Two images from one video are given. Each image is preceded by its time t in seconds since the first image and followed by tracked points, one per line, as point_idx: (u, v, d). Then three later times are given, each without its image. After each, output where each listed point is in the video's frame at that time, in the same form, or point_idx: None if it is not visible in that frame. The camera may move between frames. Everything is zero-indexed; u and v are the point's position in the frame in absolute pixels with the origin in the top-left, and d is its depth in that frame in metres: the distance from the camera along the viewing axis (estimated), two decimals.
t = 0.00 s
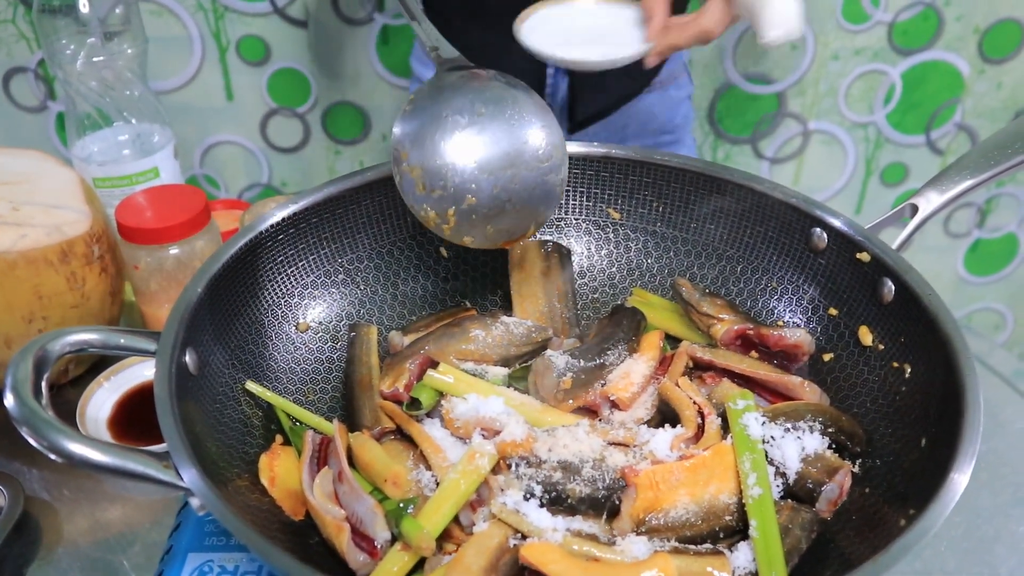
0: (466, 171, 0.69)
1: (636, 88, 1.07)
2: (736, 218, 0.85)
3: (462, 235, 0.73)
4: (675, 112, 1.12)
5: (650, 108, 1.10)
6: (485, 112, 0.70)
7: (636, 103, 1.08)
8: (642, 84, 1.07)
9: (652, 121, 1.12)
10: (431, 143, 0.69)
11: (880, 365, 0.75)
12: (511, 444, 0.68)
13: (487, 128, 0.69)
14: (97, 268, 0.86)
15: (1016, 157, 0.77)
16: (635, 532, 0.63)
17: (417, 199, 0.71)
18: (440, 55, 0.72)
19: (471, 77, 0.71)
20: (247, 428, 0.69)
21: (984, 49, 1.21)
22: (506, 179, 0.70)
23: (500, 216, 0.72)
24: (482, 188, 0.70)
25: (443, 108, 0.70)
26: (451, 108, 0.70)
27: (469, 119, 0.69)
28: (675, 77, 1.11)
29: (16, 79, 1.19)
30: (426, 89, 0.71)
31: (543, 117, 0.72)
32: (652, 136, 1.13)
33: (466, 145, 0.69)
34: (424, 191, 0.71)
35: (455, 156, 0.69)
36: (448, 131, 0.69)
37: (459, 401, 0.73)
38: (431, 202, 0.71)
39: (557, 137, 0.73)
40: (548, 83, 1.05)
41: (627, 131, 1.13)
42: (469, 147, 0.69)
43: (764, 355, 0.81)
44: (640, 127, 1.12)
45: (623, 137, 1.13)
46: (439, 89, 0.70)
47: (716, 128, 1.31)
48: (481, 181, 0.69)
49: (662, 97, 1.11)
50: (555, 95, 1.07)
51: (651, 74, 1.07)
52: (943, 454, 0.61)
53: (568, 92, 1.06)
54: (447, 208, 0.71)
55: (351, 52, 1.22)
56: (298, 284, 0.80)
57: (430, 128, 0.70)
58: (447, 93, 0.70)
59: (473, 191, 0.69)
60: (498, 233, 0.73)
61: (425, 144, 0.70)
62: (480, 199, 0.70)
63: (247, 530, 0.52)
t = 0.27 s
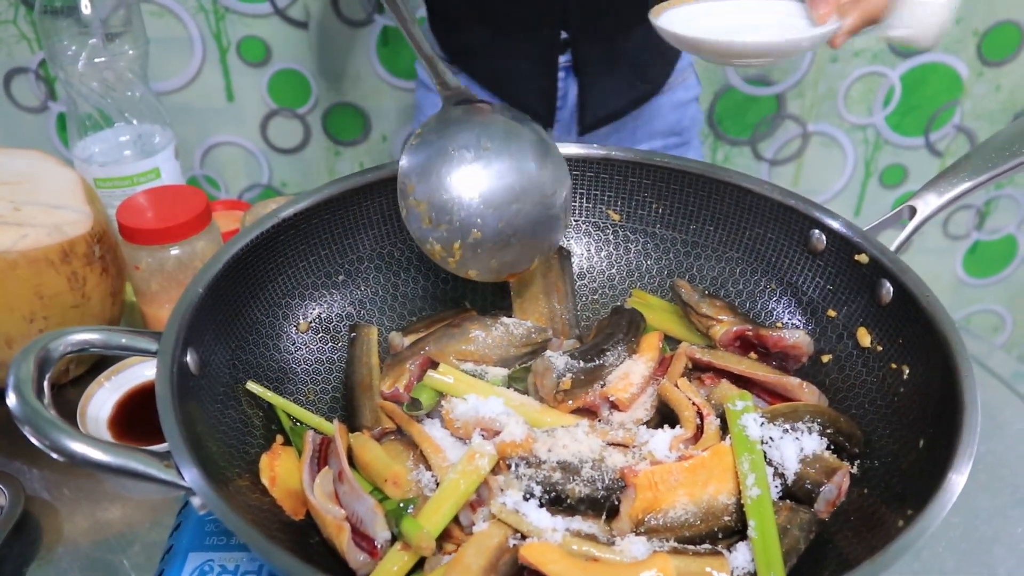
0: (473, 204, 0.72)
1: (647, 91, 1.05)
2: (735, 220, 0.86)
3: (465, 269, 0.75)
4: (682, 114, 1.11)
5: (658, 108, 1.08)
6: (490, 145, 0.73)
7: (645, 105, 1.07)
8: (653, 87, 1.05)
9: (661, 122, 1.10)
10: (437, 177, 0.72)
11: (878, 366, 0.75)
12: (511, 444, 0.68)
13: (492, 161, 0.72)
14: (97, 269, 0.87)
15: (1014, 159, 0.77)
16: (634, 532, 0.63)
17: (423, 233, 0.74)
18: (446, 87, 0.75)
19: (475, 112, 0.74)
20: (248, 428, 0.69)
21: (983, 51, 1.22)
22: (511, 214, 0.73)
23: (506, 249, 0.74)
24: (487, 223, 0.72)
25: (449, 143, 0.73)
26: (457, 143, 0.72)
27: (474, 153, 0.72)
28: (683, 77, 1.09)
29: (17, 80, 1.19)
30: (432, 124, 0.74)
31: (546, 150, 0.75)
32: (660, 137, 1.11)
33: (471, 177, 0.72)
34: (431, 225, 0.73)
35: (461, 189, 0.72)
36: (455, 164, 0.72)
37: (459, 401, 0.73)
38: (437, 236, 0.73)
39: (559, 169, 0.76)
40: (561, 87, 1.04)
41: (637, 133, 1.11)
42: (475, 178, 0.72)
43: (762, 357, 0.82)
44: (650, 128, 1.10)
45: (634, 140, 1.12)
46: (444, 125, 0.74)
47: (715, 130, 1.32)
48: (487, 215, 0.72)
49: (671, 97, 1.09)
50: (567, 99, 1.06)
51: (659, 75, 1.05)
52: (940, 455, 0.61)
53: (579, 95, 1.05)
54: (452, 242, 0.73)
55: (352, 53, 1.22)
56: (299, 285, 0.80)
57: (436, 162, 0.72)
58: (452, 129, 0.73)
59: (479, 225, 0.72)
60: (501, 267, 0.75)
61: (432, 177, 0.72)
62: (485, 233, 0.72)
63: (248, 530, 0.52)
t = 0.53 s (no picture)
0: (478, 250, 0.73)
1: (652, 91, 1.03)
2: (733, 220, 0.86)
3: (473, 311, 0.77)
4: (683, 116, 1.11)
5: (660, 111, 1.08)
6: (493, 191, 0.74)
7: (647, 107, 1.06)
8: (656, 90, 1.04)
9: (663, 125, 1.10)
10: (443, 224, 0.73)
11: (874, 365, 0.76)
12: (509, 443, 0.68)
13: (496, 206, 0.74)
14: (97, 268, 0.87)
15: (1010, 160, 0.77)
16: (630, 530, 0.63)
17: (430, 279, 0.75)
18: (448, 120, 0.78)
19: (482, 159, 0.76)
20: (247, 426, 0.70)
21: (981, 53, 1.22)
22: (515, 260, 0.74)
23: (509, 290, 0.76)
24: (491, 269, 0.74)
25: (454, 191, 0.74)
26: (462, 192, 0.74)
27: (478, 201, 0.74)
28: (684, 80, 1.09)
29: (18, 80, 1.20)
30: (440, 171, 0.76)
31: (549, 193, 0.76)
32: (662, 139, 1.11)
33: (476, 220, 0.73)
34: (437, 271, 0.75)
35: (467, 229, 0.73)
36: (459, 210, 0.73)
37: (457, 400, 0.74)
38: (443, 281, 0.75)
39: (560, 209, 0.77)
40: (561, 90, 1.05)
41: (639, 136, 1.11)
42: (478, 220, 0.73)
43: (760, 356, 0.82)
44: (652, 131, 1.10)
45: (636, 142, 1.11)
46: (451, 173, 0.75)
47: (714, 131, 1.32)
48: (491, 261, 0.74)
49: (673, 99, 1.08)
50: (569, 103, 1.07)
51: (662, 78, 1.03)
52: (936, 454, 0.62)
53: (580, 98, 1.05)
54: (458, 288, 0.75)
55: (352, 55, 1.23)
56: (297, 284, 0.80)
57: (442, 209, 0.74)
58: (459, 178, 0.75)
59: (484, 272, 0.74)
60: (507, 309, 0.77)
61: (438, 224, 0.74)
62: (490, 278, 0.74)
63: (247, 526, 0.53)
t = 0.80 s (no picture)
0: (468, 256, 0.72)
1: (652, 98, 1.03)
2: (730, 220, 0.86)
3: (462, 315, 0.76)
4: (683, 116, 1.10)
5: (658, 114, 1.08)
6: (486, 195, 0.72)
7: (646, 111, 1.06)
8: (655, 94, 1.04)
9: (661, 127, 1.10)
10: (433, 230, 0.72)
11: (870, 365, 0.76)
12: (506, 441, 0.69)
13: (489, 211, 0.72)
14: (97, 268, 0.87)
15: (1006, 161, 0.78)
16: (627, 528, 0.64)
17: (419, 282, 0.74)
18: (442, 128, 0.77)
19: (473, 162, 0.74)
20: (246, 425, 0.70)
21: (979, 55, 1.22)
22: (504, 265, 0.73)
23: (495, 296, 0.74)
24: (481, 273, 0.72)
25: (445, 195, 0.72)
26: (453, 196, 0.72)
27: (469, 205, 0.72)
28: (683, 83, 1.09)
29: (17, 81, 1.20)
30: (430, 174, 0.74)
31: (540, 198, 0.75)
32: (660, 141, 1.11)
33: (467, 226, 0.71)
34: (425, 276, 0.73)
35: (457, 235, 0.71)
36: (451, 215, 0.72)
37: (455, 399, 0.74)
38: (432, 286, 0.74)
39: (551, 214, 0.75)
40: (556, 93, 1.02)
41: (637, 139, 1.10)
42: (471, 225, 0.71)
43: (757, 355, 0.82)
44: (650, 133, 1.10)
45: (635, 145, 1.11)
46: (441, 177, 0.73)
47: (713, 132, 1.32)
48: (482, 267, 0.72)
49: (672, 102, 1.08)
50: (566, 106, 1.04)
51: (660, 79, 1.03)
52: (931, 452, 0.62)
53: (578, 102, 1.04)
54: (448, 292, 0.74)
55: (351, 56, 1.23)
56: (296, 284, 0.81)
57: (433, 214, 0.72)
58: (449, 182, 0.73)
59: (473, 278, 0.72)
60: (495, 313, 0.76)
61: (428, 230, 0.72)
62: (479, 283, 0.73)
63: (246, 523, 0.53)
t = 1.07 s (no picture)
0: (444, 247, 0.73)
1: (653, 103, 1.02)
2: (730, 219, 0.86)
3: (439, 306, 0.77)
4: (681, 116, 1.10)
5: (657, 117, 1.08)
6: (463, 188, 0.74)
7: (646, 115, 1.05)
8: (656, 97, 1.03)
9: (661, 130, 1.10)
10: (411, 221, 0.73)
11: (870, 363, 0.76)
12: (507, 439, 0.69)
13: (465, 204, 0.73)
14: (99, 267, 0.88)
15: (1005, 161, 0.78)
16: (628, 526, 0.64)
17: (395, 273, 0.75)
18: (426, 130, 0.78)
19: (454, 156, 0.76)
20: (248, 423, 0.70)
21: (979, 56, 1.23)
22: (481, 257, 0.74)
23: (471, 287, 0.75)
24: (457, 264, 0.74)
25: (424, 187, 0.74)
26: (431, 187, 0.74)
27: (447, 196, 0.74)
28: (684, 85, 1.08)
29: (19, 81, 1.20)
30: (411, 167, 0.76)
31: (520, 194, 0.76)
32: (659, 142, 1.11)
33: (446, 220, 0.73)
34: (403, 267, 0.74)
35: (435, 227, 0.73)
36: (431, 207, 0.73)
37: (456, 397, 0.74)
38: (409, 276, 0.74)
39: (531, 210, 0.77)
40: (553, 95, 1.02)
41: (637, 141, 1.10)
42: (449, 220, 0.73)
43: (758, 354, 0.82)
44: (650, 134, 1.10)
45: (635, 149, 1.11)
46: (421, 170, 0.75)
47: (713, 133, 1.32)
48: (459, 257, 0.73)
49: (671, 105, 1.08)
50: (564, 108, 1.04)
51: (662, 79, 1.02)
52: (931, 450, 0.62)
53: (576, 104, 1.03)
54: (425, 283, 0.74)
55: (352, 56, 1.23)
56: (298, 283, 0.81)
57: (411, 205, 0.74)
58: (428, 174, 0.75)
59: (448, 268, 0.73)
60: (472, 305, 0.77)
61: (407, 221, 0.73)
62: (455, 274, 0.74)
63: (249, 519, 0.53)
